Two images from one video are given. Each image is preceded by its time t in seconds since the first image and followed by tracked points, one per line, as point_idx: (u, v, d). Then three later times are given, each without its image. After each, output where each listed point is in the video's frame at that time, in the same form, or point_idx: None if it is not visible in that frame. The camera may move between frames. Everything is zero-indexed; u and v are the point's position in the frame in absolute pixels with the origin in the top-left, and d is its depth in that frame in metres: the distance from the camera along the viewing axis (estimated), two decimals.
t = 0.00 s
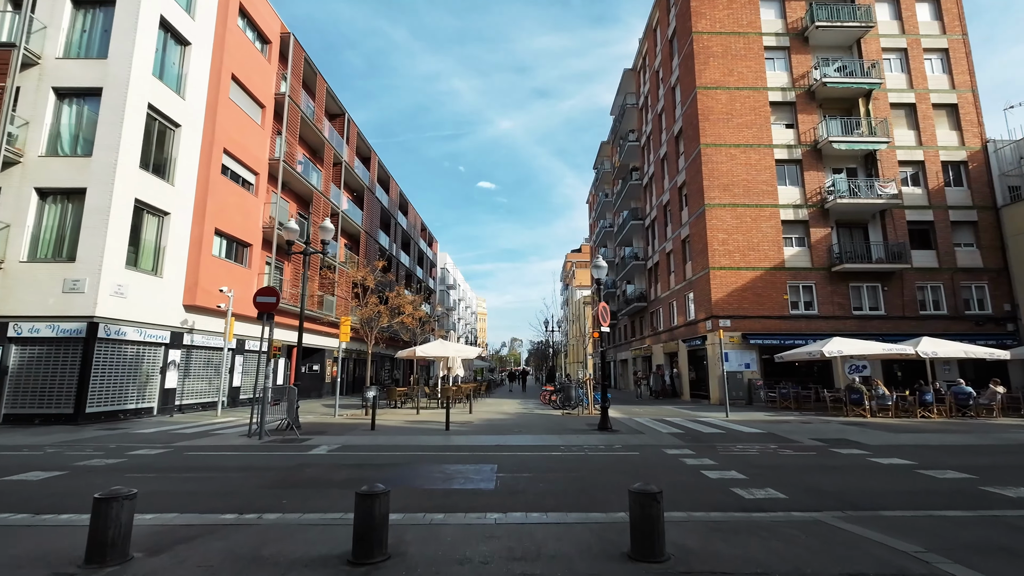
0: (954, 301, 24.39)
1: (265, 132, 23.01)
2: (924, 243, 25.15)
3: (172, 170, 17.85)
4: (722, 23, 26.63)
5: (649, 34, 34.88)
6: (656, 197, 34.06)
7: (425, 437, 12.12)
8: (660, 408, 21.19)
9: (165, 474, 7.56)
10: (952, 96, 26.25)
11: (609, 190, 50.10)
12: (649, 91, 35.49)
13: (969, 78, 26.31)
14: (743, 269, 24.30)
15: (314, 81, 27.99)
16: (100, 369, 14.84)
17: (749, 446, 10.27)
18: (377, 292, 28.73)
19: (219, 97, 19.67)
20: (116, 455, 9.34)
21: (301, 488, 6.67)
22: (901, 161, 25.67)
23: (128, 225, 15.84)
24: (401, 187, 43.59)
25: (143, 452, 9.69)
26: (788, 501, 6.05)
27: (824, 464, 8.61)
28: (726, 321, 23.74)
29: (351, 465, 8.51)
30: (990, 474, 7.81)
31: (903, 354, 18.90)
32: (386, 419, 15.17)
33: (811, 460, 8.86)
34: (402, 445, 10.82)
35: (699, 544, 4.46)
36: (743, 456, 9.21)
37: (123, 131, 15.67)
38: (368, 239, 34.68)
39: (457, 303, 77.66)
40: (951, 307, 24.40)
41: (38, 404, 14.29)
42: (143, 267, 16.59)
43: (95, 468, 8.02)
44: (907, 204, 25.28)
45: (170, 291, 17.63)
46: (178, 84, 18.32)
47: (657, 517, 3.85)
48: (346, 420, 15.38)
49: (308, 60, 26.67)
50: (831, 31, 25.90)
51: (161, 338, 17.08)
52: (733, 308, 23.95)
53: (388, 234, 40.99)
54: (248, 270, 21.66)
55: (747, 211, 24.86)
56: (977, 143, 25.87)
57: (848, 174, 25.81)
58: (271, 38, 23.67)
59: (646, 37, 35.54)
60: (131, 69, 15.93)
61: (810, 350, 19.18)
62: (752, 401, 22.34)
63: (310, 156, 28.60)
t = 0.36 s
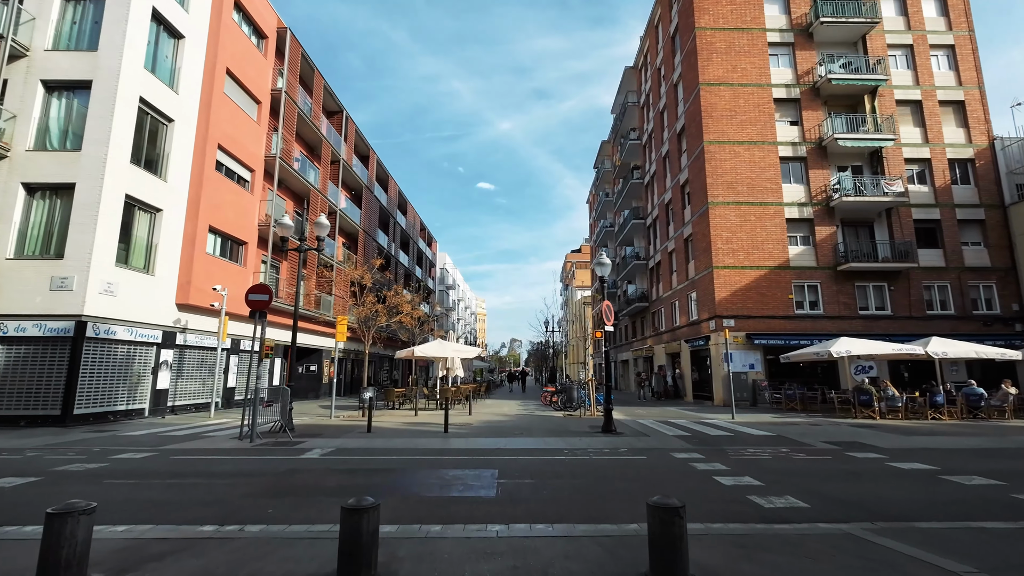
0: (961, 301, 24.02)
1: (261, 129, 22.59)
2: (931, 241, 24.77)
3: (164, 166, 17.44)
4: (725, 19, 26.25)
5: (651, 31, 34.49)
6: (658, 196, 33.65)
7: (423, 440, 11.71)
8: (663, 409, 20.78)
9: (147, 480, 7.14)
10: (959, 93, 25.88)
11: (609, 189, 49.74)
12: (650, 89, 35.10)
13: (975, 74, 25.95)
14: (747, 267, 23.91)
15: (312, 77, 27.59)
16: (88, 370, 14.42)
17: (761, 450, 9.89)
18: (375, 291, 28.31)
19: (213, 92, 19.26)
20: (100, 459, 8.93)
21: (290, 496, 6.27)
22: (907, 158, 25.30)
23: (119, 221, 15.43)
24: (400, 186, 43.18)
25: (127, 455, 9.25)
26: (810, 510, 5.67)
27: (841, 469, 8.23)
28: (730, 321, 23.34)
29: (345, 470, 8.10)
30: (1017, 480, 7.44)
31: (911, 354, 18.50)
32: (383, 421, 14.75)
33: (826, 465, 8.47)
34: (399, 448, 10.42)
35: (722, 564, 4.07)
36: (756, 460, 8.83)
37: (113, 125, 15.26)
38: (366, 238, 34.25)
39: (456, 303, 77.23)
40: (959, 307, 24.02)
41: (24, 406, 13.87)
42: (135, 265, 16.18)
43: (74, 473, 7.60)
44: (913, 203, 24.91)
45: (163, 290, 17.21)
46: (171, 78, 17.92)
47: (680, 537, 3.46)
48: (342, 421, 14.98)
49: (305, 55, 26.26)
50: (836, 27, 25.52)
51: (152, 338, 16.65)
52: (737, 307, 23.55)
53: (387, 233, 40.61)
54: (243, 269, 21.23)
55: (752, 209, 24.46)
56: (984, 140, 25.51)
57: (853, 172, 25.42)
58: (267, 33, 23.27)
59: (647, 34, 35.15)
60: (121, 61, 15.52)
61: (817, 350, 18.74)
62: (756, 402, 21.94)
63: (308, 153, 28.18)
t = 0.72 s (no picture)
0: (968, 300, 23.63)
1: (255, 125, 22.12)
2: (937, 240, 24.38)
3: (155, 161, 16.97)
4: (728, 14, 25.85)
5: (651, 27, 34.09)
6: (659, 194, 33.24)
7: (419, 444, 11.26)
8: (666, 411, 20.34)
9: (121, 491, 6.66)
10: (965, 90, 25.50)
11: (609, 189, 49.33)
12: (651, 86, 34.69)
13: (981, 70, 25.58)
14: (750, 266, 23.50)
15: (307, 73, 27.14)
16: (73, 371, 13.94)
17: (772, 455, 9.46)
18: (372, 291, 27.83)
19: (205, 86, 18.79)
20: (77, 466, 8.45)
21: (273, 509, 5.80)
22: (913, 156, 24.92)
23: (106, 217, 14.95)
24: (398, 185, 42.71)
25: (106, 462, 8.76)
26: (837, 524, 5.24)
27: (860, 475, 7.81)
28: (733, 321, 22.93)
29: (334, 478, 7.63)
30: None
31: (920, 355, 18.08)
32: (378, 424, 14.27)
33: (843, 471, 8.03)
34: (393, 453, 9.97)
35: None
36: (768, 466, 8.41)
37: (100, 118, 14.79)
38: (363, 237, 33.78)
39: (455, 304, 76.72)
40: (965, 306, 23.64)
41: (6, 409, 13.38)
42: (123, 263, 15.70)
43: (45, 482, 7.13)
44: (919, 201, 24.52)
45: (152, 289, 16.73)
46: (162, 71, 17.45)
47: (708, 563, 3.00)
48: (336, 424, 14.52)
49: (301, 51, 25.80)
50: (840, 22, 25.13)
51: (141, 338, 16.16)
52: (740, 307, 23.14)
53: (384, 233, 40.17)
54: (236, 268, 20.75)
55: (755, 207, 24.05)
56: (991, 138, 25.13)
57: (858, 169, 25.02)
58: (262, 27, 22.81)
59: (648, 31, 34.75)
60: (109, 53, 15.05)
61: (823, 351, 18.31)
62: (760, 404, 21.52)
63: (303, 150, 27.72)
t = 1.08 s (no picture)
0: (973, 299, 23.27)
1: (248, 120, 21.68)
2: (941, 239, 24.04)
3: (143, 156, 16.53)
4: (729, 10, 25.50)
5: (651, 24, 33.74)
6: (659, 193, 32.86)
7: (413, 446, 10.83)
8: (667, 413, 19.93)
9: (89, 497, 6.19)
10: (969, 87, 25.18)
11: (609, 188, 48.99)
12: (651, 84, 34.33)
13: (985, 67, 25.26)
14: (752, 265, 23.11)
15: (302, 69, 26.71)
16: (55, 371, 13.48)
17: (781, 458, 9.05)
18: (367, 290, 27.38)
19: (196, 79, 18.36)
20: (49, 470, 7.99)
21: (250, 517, 5.37)
22: (916, 153, 24.57)
23: (91, 212, 14.51)
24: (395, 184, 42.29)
25: (80, 465, 8.28)
26: (861, 535, 4.82)
27: (877, 480, 7.40)
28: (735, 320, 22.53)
29: (318, 482, 7.18)
30: None
31: (926, 355, 17.71)
32: (371, 426, 13.83)
33: (858, 476, 7.61)
34: (385, 456, 9.53)
35: None
36: (779, 470, 8.00)
37: (86, 110, 14.35)
38: (359, 236, 33.33)
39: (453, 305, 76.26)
40: (970, 305, 23.28)
41: None
42: (109, 260, 15.26)
43: (9, 488, 6.67)
44: (923, 198, 24.17)
45: (140, 287, 16.27)
46: (151, 64, 17.02)
47: None
48: (328, 426, 14.09)
49: (296, 46, 25.37)
50: (843, 18, 24.78)
51: (128, 337, 15.71)
52: (742, 306, 22.75)
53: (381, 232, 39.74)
54: (228, 266, 20.29)
55: (757, 205, 23.68)
56: (995, 135, 24.81)
57: (861, 167, 24.66)
58: (255, 21, 22.38)
59: (648, 28, 34.39)
60: (95, 43, 14.63)
61: (828, 350, 17.92)
62: (763, 405, 21.09)
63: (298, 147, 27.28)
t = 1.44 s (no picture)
0: (979, 300, 22.94)
1: (242, 117, 21.29)
2: (946, 238, 23.71)
3: (133, 152, 16.15)
4: (731, 6, 25.19)
5: (652, 23, 33.42)
6: (659, 193, 32.50)
7: (408, 451, 10.43)
8: (670, 415, 19.54)
9: (58, 509, 5.77)
10: (974, 85, 24.87)
11: (609, 188, 48.65)
12: (652, 83, 34.01)
13: (990, 65, 24.96)
14: (755, 265, 22.76)
15: (298, 66, 26.36)
16: (40, 372, 13.08)
17: (793, 464, 8.67)
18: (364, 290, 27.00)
19: (189, 75, 17.99)
20: (24, 477, 7.58)
21: (228, 532, 4.98)
22: (921, 152, 24.24)
23: (78, 210, 14.12)
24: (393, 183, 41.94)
25: (56, 472, 7.85)
26: (891, 553, 4.47)
27: (896, 489, 7.04)
28: (738, 321, 22.15)
29: (306, 491, 6.78)
30: None
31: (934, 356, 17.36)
32: (366, 429, 13.44)
33: (875, 484, 7.24)
34: (379, 462, 9.15)
35: None
36: (792, 478, 7.62)
37: (73, 104, 13.97)
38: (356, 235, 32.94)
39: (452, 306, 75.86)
40: (976, 306, 22.94)
41: None
42: (97, 258, 14.86)
43: None
44: (928, 197, 23.83)
45: (130, 286, 15.87)
46: (142, 58, 16.65)
47: None
48: (322, 429, 13.69)
49: (292, 42, 24.99)
50: (847, 15, 24.47)
51: (117, 338, 15.31)
52: (745, 307, 22.39)
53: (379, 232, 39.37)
54: (221, 265, 19.89)
55: (760, 204, 23.33)
56: (1001, 133, 24.49)
57: (864, 166, 24.33)
58: (250, 17, 22.01)
59: (648, 26, 34.09)
60: (84, 36, 14.27)
61: (834, 351, 17.58)
62: (767, 408, 20.72)
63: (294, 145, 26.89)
